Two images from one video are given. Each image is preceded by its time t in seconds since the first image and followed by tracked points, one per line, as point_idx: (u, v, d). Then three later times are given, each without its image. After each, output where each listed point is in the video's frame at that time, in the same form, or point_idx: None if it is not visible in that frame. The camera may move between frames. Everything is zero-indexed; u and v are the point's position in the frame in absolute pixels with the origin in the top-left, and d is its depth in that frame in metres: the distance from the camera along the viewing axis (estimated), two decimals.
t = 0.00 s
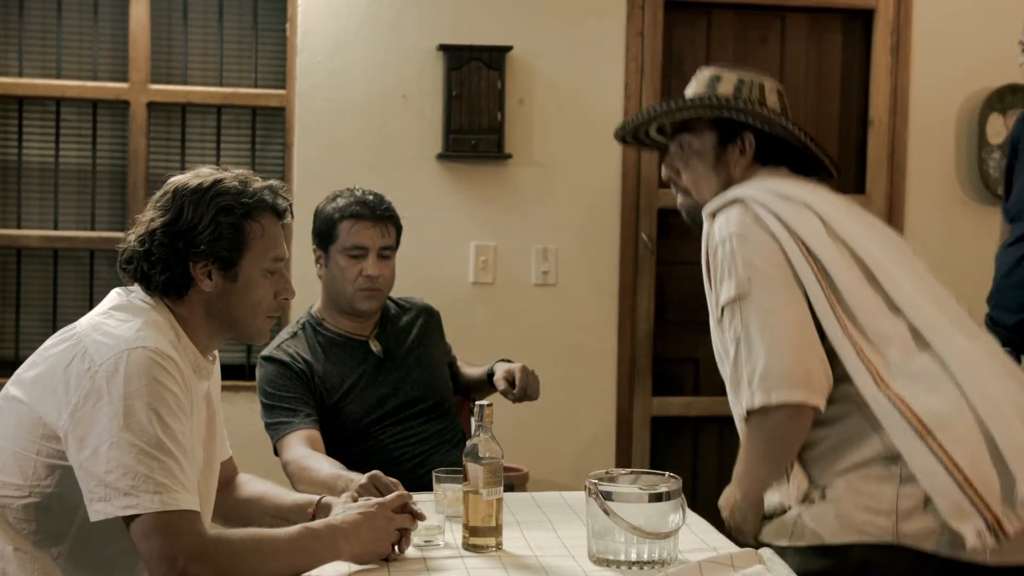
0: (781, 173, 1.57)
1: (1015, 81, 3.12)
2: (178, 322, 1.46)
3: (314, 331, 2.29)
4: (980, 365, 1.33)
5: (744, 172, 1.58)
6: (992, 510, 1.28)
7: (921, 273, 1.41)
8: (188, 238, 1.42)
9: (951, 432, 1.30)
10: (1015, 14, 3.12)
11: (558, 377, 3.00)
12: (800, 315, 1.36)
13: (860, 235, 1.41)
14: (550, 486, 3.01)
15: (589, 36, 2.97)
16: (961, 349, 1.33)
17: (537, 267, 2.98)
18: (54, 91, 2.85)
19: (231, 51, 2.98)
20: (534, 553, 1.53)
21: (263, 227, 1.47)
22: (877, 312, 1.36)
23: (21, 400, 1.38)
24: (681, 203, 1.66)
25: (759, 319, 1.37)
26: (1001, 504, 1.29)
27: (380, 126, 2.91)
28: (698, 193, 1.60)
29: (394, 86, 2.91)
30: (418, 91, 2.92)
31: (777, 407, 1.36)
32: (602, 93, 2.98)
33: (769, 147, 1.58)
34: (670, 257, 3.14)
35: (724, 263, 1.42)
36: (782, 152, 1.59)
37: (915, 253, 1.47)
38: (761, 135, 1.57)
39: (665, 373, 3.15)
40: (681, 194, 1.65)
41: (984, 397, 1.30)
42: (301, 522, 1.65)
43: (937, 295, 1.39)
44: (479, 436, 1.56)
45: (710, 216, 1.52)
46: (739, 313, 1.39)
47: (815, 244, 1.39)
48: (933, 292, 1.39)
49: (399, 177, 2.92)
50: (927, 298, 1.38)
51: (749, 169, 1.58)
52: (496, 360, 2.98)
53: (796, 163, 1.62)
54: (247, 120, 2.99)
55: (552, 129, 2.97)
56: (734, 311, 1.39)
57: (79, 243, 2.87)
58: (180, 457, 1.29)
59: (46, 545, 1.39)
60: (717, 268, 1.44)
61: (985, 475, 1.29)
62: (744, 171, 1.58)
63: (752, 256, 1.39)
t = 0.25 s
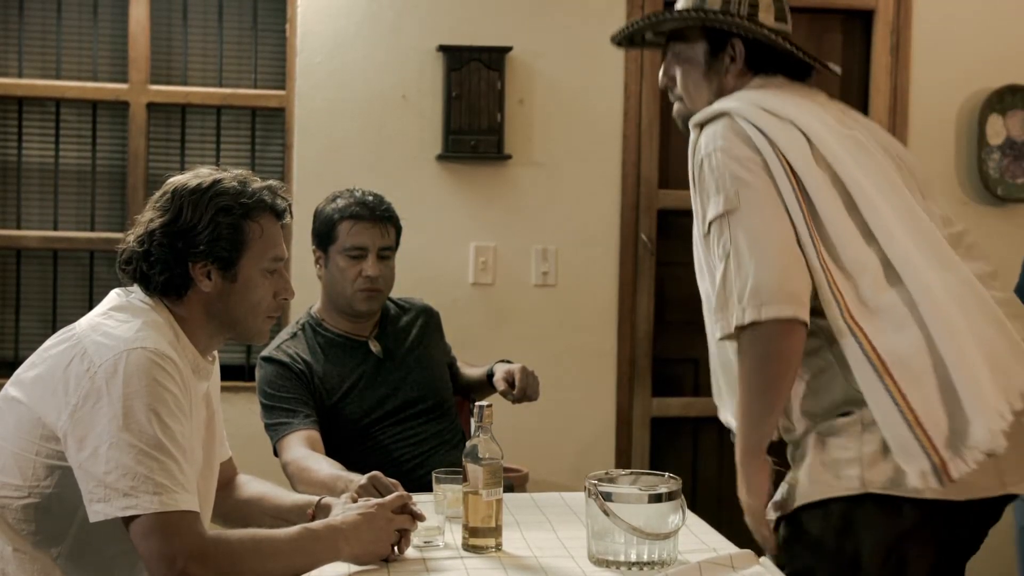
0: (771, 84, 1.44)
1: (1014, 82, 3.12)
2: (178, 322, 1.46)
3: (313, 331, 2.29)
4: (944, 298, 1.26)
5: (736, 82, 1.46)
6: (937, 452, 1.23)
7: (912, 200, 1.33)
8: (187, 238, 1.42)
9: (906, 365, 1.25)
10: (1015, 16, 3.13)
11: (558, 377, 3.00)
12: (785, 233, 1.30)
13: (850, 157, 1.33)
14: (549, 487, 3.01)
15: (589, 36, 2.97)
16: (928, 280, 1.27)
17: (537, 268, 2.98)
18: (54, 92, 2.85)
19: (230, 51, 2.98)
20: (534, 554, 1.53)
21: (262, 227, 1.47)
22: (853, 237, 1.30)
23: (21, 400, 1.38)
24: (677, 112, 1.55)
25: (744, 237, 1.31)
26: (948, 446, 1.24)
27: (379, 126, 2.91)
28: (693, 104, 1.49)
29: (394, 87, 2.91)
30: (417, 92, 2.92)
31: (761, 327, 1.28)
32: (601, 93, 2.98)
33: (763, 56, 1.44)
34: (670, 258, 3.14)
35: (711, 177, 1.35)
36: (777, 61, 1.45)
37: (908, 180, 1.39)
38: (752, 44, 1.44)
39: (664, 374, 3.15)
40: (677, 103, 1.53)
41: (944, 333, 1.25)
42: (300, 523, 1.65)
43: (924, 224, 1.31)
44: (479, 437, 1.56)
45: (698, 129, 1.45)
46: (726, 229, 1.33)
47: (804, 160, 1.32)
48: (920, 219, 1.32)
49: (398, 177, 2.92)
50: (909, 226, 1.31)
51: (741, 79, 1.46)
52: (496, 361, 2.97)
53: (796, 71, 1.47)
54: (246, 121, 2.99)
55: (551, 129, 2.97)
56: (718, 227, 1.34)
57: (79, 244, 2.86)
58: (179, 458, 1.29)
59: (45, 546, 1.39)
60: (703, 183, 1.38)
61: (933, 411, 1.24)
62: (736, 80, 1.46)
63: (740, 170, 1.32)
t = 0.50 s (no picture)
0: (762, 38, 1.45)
1: (1014, 83, 3.12)
2: (176, 323, 1.46)
3: (312, 332, 2.29)
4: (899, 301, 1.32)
5: (728, 33, 1.48)
6: (867, 439, 1.31)
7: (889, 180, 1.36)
8: (186, 239, 1.42)
9: (860, 356, 1.32)
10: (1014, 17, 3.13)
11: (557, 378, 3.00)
12: (778, 195, 1.31)
13: (835, 133, 1.36)
14: (549, 488, 3.01)
15: (587, 37, 2.97)
16: (885, 266, 1.33)
17: (536, 269, 2.98)
18: (53, 93, 2.85)
19: (230, 52, 2.98)
20: (533, 555, 1.53)
21: (261, 228, 1.47)
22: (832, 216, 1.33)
23: (19, 402, 1.38)
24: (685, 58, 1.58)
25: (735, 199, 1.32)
26: (888, 437, 1.32)
27: (378, 127, 2.91)
28: (692, 54, 1.53)
29: (394, 88, 2.91)
30: (416, 93, 2.92)
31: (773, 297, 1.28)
32: (600, 95, 2.98)
33: (755, 7, 1.45)
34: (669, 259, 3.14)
35: (704, 139, 1.37)
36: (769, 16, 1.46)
37: (893, 153, 1.42)
38: None
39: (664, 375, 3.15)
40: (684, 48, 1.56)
41: (896, 329, 1.31)
42: (300, 524, 1.65)
43: (898, 207, 1.36)
44: (478, 438, 1.56)
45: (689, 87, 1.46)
46: (719, 187, 1.34)
47: (792, 129, 1.34)
48: (890, 202, 1.36)
49: (398, 179, 2.92)
50: (881, 209, 1.35)
51: (733, 31, 1.48)
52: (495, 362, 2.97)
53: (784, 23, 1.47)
54: (245, 122, 2.99)
55: (550, 130, 2.97)
56: (709, 187, 1.35)
57: (78, 245, 2.86)
58: (178, 459, 1.29)
59: (43, 548, 1.39)
60: (694, 143, 1.39)
61: (877, 406, 1.31)
62: (729, 32, 1.48)
63: (733, 132, 1.34)
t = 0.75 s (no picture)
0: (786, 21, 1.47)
1: (1013, 85, 3.12)
2: (175, 325, 1.46)
3: (311, 333, 2.29)
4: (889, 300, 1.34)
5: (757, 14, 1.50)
6: (842, 436, 1.32)
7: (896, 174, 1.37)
8: (185, 240, 1.42)
9: (848, 352, 1.33)
10: (1014, 19, 3.13)
11: (557, 379, 3.00)
12: (785, 179, 1.33)
13: (847, 123, 1.37)
14: (548, 489, 3.01)
15: (587, 38, 2.97)
16: (881, 263, 1.34)
17: (536, 270, 2.98)
18: (52, 95, 2.85)
19: (229, 53, 2.98)
20: (533, 556, 1.53)
21: (260, 229, 1.47)
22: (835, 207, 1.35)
23: (18, 403, 1.38)
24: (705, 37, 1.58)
25: (745, 178, 1.34)
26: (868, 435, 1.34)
27: (378, 129, 2.91)
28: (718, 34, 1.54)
29: (393, 89, 2.91)
30: (416, 94, 2.92)
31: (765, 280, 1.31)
32: (599, 96, 2.99)
33: None
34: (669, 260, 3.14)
35: (719, 118, 1.39)
36: None
37: (903, 148, 1.43)
38: None
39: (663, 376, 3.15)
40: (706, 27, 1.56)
41: (884, 326, 1.33)
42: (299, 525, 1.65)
43: (903, 205, 1.37)
44: (477, 439, 1.57)
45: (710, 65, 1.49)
46: (730, 166, 1.36)
47: (807, 116, 1.36)
48: (896, 200, 1.37)
49: (397, 180, 2.92)
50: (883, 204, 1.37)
51: (761, 11, 1.49)
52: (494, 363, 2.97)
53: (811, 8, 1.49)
54: (245, 123, 2.99)
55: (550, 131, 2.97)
56: (720, 165, 1.37)
57: (78, 246, 2.86)
58: (177, 461, 1.29)
59: (43, 548, 1.39)
60: (709, 121, 1.41)
61: (859, 405, 1.33)
62: (757, 12, 1.50)
63: (746, 113, 1.36)
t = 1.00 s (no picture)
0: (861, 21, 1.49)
1: (1013, 85, 3.12)
2: (175, 325, 1.46)
3: (311, 334, 2.29)
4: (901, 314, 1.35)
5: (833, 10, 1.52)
6: (830, 423, 1.37)
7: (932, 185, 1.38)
8: (185, 241, 1.42)
9: (850, 356, 1.36)
10: (1013, 20, 3.13)
11: (556, 380, 3.00)
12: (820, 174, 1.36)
13: (895, 129, 1.38)
14: (547, 490, 3.01)
15: (587, 39, 2.97)
16: (905, 272, 1.36)
17: (535, 271, 2.98)
18: (52, 95, 2.85)
19: (229, 54, 2.98)
20: (532, 557, 1.53)
21: (260, 230, 1.47)
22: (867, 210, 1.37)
23: (18, 403, 1.38)
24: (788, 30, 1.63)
25: (790, 168, 1.37)
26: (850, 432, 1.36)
27: (378, 129, 2.91)
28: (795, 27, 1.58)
29: (393, 90, 2.91)
30: (416, 95, 2.92)
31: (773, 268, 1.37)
32: (599, 97, 2.99)
33: None
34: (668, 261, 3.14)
35: (773, 103, 1.42)
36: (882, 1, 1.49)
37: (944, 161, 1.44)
38: None
39: (663, 376, 3.15)
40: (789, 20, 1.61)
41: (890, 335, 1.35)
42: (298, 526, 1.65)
43: (934, 218, 1.38)
44: (476, 440, 1.57)
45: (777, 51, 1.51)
46: (775, 152, 1.39)
47: (856, 117, 1.37)
48: (931, 212, 1.38)
49: (397, 180, 2.92)
50: (917, 216, 1.37)
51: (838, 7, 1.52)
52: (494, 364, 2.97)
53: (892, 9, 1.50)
54: (245, 124, 2.99)
55: (550, 132, 2.97)
56: (768, 149, 1.40)
57: (77, 247, 2.86)
58: (177, 461, 1.29)
59: (43, 549, 1.39)
60: (765, 104, 1.44)
61: (851, 403, 1.36)
62: (834, 8, 1.52)
63: (800, 103, 1.39)
